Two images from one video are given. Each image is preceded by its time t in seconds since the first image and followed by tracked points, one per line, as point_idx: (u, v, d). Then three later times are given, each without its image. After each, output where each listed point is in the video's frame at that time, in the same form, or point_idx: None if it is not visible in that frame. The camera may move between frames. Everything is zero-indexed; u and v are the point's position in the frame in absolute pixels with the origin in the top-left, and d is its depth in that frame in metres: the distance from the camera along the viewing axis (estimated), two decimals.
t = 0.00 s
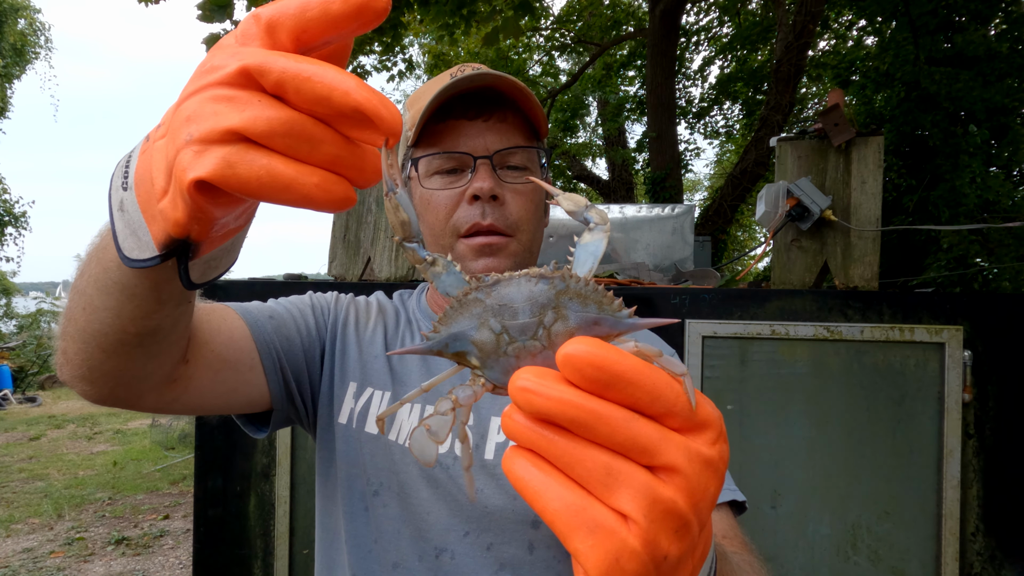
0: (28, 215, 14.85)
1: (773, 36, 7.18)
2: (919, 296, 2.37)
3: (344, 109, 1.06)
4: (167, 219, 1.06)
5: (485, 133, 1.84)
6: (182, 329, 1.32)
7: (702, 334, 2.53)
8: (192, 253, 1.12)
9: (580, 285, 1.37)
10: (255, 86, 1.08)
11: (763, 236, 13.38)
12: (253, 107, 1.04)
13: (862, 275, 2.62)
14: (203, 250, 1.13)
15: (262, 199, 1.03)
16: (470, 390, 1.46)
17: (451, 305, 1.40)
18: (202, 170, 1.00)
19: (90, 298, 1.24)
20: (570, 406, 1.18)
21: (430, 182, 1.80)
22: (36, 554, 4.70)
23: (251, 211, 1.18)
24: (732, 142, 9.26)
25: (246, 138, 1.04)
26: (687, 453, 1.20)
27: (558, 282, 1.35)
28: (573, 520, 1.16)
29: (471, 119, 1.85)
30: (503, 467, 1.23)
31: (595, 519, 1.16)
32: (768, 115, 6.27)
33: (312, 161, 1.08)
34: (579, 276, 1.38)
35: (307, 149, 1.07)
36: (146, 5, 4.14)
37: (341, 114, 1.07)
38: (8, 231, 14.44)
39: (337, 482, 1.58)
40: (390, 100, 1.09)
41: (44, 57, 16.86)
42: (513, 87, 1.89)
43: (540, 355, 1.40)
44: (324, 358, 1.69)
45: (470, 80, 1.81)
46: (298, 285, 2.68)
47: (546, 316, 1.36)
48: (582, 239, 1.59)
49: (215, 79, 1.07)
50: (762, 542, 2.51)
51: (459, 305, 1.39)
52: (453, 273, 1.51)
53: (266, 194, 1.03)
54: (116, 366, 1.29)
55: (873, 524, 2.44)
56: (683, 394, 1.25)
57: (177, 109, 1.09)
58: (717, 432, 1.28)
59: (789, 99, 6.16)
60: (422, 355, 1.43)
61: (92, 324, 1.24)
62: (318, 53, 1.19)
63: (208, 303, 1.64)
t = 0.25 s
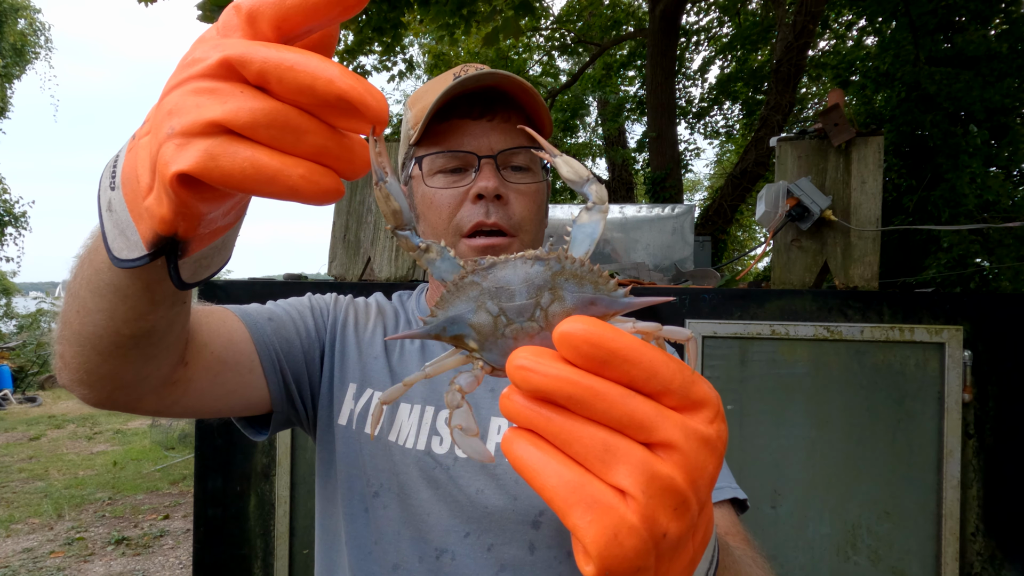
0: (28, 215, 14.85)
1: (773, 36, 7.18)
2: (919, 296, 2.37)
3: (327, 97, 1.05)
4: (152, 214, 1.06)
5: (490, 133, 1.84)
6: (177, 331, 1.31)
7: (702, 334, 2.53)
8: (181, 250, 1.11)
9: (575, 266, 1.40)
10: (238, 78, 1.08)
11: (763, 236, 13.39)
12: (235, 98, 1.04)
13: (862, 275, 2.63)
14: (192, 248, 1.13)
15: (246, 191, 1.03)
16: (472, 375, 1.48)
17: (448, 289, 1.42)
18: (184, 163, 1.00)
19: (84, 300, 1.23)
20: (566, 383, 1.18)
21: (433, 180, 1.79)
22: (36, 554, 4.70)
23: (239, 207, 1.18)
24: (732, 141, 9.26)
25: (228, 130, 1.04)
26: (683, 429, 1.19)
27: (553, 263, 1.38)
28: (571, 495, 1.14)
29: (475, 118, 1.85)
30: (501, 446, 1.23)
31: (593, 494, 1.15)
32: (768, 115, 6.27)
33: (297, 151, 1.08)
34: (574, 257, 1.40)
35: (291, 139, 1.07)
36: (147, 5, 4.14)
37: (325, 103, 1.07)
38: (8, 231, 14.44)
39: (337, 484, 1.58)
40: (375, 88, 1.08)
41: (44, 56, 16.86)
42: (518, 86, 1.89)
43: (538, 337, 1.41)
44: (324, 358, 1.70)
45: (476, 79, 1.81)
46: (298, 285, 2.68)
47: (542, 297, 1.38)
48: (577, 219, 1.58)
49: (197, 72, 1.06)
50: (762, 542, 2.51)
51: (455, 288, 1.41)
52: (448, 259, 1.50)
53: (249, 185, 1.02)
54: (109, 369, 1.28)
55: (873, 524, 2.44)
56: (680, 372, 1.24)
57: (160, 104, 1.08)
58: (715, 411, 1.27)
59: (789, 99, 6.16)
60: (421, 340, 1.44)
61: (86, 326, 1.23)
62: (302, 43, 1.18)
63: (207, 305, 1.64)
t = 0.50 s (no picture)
0: (28, 215, 14.85)
1: (773, 36, 7.18)
2: (919, 296, 2.37)
3: (321, 97, 1.05)
4: (145, 217, 1.05)
5: (490, 133, 1.84)
6: (175, 334, 1.31)
7: (702, 334, 2.53)
8: (177, 253, 1.11)
9: (572, 266, 1.39)
10: (231, 79, 1.08)
11: (763, 236, 13.40)
12: (228, 99, 1.04)
13: (862, 275, 2.63)
14: (188, 251, 1.13)
15: (240, 193, 1.02)
16: (466, 372, 1.50)
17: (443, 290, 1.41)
18: (177, 165, 0.99)
19: (80, 303, 1.23)
20: (564, 384, 1.18)
21: (433, 181, 1.79)
22: (36, 554, 4.70)
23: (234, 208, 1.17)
24: (732, 141, 9.26)
25: (222, 131, 1.04)
26: (682, 429, 1.19)
27: (550, 264, 1.37)
28: (570, 497, 1.14)
29: (476, 118, 1.85)
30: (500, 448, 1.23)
31: (593, 495, 1.15)
32: (768, 115, 6.28)
33: (291, 153, 1.08)
34: (571, 258, 1.39)
35: (285, 140, 1.07)
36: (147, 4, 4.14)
37: (319, 103, 1.07)
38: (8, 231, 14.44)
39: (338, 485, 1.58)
40: (370, 88, 1.09)
41: (44, 56, 16.86)
42: (518, 86, 1.89)
43: (535, 338, 1.42)
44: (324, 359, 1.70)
45: (476, 79, 1.81)
46: (298, 285, 2.68)
47: (540, 298, 1.38)
48: (582, 222, 1.56)
49: (190, 73, 1.06)
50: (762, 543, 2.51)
51: (452, 290, 1.40)
52: (444, 260, 1.49)
53: (243, 187, 1.02)
54: (105, 371, 1.28)
55: (873, 524, 2.44)
56: (678, 371, 1.24)
57: (152, 105, 1.08)
58: (714, 410, 1.27)
59: (789, 99, 6.16)
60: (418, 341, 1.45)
61: (82, 329, 1.23)
62: (296, 41, 1.19)
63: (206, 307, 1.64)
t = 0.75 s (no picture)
0: (28, 215, 14.85)
1: (773, 36, 7.18)
2: (919, 296, 2.37)
3: (322, 94, 1.05)
4: (144, 214, 1.05)
5: (489, 133, 1.84)
6: (173, 334, 1.31)
7: (702, 334, 2.52)
8: (175, 252, 1.11)
9: (578, 265, 1.39)
10: (230, 75, 1.08)
11: (763, 236, 13.41)
12: (227, 96, 1.04)
13: (862, 275, 2.62)
14: (186, 249, 1.13)
15: (240, 190, 1.02)
16: (470, 371, 1.50)
17: (448, 288, 1.42)
18: (176, 162, 0.99)
19: (78, 303, 1.23)
20: (570, 384, 1.18)
21: (432, 180, 1.79)
22: (36, 554, 4.70)
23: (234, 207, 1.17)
24: (732, 141, 9.26)
25: (221, 128, 1.04)
26: (689, 430, 1.19)
27: (556, 262, 1.37)
28: (576, 497, 1.14)
29: (475, 117, 1.85)
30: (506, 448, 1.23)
31: (599, 496, 1.15)
32: (768, 115, 6.28)
33: (291, 150, 1.08)
34: (578, 256, 1.39)
35: (285, 137, 1.07)
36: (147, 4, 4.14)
37: (319, 99, 1.07)
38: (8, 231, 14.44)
39: (337, 487, 1.58)
40: (371, 84, 1.09)
41: (44, 57, 16.87)
42: (518, 86, 1.89)
43: (541, 338, 1.41)
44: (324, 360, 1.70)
45: (475, 78, 1.80)
46: (298, 285, 2.68)
47: (546, 297, 1.38)
48: (588, 218, 1.54)
49: (188, 69, 1.06)
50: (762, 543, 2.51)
51: (457, 288, 1.41)
52: (448, 258, 1.49)
53: (242, 184, 1.02)
54: (103, 372, 1.28)
55: (873, 524, 2.44)
56: (685, 372, 1.24)
57: (150, 102, 1.08)
58: (721, 411, 1.27)
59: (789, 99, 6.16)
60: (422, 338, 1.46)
61: (80, 329, 1.23)
62: (296, 37, 1.19)
63: (206, 307, 1.64)
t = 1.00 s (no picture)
0: (28, 215, 14.86)
1: (773, 36, 7.18)
2: (919, 296, 2.37)
3: (323, 92, 1.05)
4: (142, 213, 1.05)
5: (485, 131, 1.84)
6: (171, 334, 1.31)
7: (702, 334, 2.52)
8: (173, 252, 1.11)
9: (586, 261, 1.37)
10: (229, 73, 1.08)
11: (763, 236, 13.41)
12: (226, 94, 1.03)
13: (861, 275, 2.62)
14: (184, 249, 1.13)
15: (239, 189, 1.02)
16: (476, 368, 1.49)
17: (453, 284, 1.41)
18: (174, 161, 0.99)
19: (75, 304, 1.23)
20: (577, 380, 1.18)
21: (429, 180, 1.80)
22: (36, 554, 4.70)
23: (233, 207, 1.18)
24: (732, 141, 9.27)
25: (220, 127, 1.03)
26: (696, 427, 1.20)
27: (563, 259, 1.36)
28: (584, 495, 1.14)
29: (471, 116, 1.85)
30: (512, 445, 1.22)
31: (606, 493, 1.15)
32: (767, 115, 6.28)
33: (291, 149, 1.08)
34: (585, 252, 1.37)
35: (285, 136, 1.07)
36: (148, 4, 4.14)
37: (320, 97, 1.07)
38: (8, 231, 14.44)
39: (337, 488, 1.58)
40: (371, 82, 1.09)
41: (44, 57, 16.87)
42: (513, 83, 1.88)
43: (548, 334, 1.41)
44: (321, 360, 1.70)
45: (469, 77, 1.80)
46: (298, 285, 2.68)
47: (552, 294, 1.37)
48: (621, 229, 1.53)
49: (187, 68, 1.06)
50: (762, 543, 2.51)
51: (462, 285, 1.41)
52: (452, 255, 1.48)
53: (242, 183, 1.02)
54: (101, 373, 1.28)
55: (873, 524, 2.44)
56: (691, 369, 1.25)
57: (148, 101, 1.08)
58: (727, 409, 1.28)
59: (789, 99, 6.16)
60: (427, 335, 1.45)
61: (77, 330, 1.23)
62: (296, 35, 1.19)
63: (204, 307, 1.64)
